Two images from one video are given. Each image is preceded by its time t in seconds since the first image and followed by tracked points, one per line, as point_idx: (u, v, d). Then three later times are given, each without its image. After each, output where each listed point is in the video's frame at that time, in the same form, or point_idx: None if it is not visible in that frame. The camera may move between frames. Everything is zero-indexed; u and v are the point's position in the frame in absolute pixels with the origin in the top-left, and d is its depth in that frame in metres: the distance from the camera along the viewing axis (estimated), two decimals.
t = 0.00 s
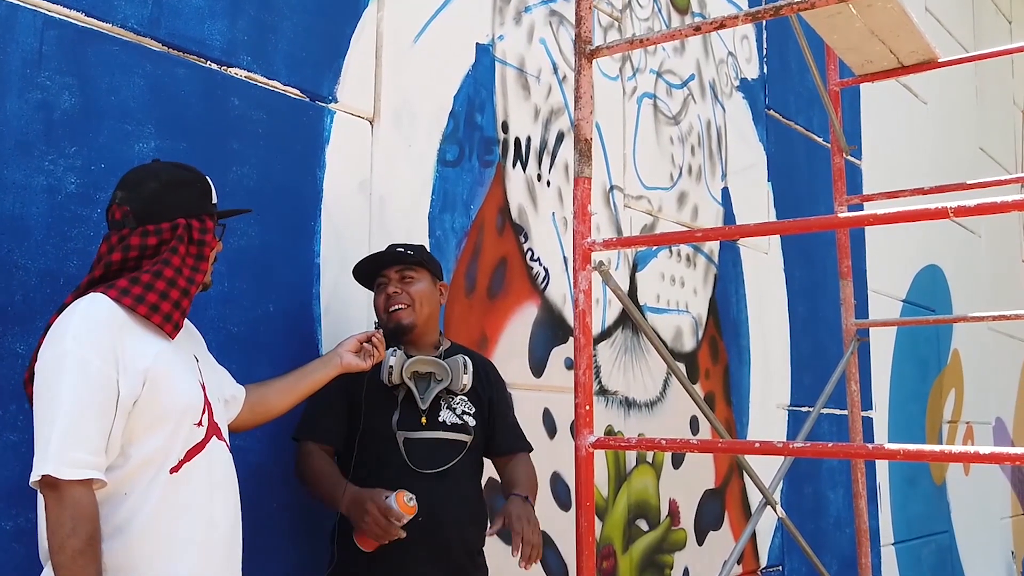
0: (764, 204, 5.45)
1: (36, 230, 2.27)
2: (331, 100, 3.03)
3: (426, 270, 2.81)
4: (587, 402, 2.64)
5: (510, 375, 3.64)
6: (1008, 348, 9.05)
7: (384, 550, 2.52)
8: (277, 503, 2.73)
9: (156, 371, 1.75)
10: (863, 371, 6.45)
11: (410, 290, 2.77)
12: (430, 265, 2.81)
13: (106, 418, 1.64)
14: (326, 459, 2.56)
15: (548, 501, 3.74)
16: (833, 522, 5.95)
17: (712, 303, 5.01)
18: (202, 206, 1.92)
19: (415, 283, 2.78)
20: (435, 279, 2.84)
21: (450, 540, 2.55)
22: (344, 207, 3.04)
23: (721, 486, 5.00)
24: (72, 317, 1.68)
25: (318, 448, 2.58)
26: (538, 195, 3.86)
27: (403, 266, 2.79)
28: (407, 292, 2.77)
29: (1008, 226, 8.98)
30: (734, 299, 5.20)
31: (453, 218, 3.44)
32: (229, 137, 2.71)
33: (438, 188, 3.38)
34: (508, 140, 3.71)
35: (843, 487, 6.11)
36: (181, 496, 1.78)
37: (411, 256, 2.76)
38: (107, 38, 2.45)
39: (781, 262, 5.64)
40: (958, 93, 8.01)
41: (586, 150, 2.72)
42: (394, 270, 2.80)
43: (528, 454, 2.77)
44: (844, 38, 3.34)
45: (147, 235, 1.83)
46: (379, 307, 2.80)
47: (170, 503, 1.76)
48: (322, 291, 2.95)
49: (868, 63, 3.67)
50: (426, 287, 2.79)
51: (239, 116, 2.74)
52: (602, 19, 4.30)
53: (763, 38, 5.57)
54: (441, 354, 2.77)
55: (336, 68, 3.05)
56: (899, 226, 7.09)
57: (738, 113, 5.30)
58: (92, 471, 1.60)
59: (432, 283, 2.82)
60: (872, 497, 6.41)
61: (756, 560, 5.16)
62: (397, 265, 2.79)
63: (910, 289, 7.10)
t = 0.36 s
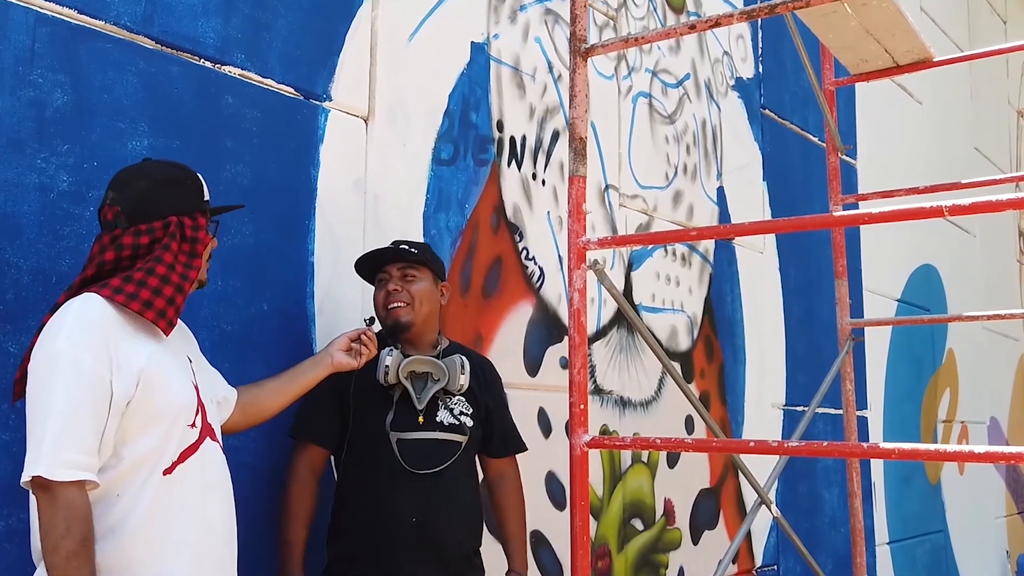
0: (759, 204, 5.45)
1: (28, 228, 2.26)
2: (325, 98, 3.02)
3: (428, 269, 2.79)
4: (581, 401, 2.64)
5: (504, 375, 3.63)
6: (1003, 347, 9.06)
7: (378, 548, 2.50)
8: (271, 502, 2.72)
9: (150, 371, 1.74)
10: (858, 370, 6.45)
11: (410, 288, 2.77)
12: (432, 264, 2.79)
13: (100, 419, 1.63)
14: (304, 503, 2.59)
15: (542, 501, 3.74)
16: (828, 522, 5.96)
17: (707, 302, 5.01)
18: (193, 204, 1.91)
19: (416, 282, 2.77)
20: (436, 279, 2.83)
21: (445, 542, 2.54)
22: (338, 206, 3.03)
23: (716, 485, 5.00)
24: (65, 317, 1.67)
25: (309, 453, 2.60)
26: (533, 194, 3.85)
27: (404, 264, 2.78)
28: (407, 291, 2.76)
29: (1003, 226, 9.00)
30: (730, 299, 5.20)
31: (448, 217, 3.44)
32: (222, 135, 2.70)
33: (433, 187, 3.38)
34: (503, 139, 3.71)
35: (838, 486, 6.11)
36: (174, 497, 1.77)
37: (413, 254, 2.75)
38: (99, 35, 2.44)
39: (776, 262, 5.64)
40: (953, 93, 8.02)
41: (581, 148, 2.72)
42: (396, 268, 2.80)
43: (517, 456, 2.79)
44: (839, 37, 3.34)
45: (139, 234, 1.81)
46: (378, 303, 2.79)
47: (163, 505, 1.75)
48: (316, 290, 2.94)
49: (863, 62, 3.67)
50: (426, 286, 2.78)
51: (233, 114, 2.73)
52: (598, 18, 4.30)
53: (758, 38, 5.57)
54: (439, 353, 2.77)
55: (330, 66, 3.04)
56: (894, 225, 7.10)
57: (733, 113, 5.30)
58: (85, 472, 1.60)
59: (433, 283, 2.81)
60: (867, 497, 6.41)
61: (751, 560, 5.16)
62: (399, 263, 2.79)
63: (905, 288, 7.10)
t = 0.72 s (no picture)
0: (754, 203, 5.45)
1: (20, 225, 2.25)
2: (319, 96, 3.01)
3: (424, 270, 2.79)
4: (576, 399, 2.64)
5: (499, 373, 3.62)
6: (997, 346, 9.08)
7: (373, 548, 2.50)
8: (265, 501, 2.71)
9: (142, 370, 1.73)
10: (852, 369, 6.46)
11: (405, 288, 2.76)
12: (429, 265, 2.79)
13: (91, 419, 1.62)
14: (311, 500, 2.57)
15: (537, 500, 3.73)
16: (823, 521, 5.96)
17: (702, 301, 5.01)
18: (194, 205, 1.91)
19: (412, 282, 2.77)
20: (432, 280, 2.82)
21: (440, 541, 2.54)
22: (332, 204, 3.02)
23: (711, 484, 5.00)
24: (56, 316, 1.66)
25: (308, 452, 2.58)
26: (528, 192, 3.85)
27: (401, 264, 2.78)
28: (402, 291, 2.75)
29: (997, 225, 9.02)
30: (725, 298, 5.20)
31: (443, 215, 3.43)
32: (216, 132, 2.69)
33: (427, 185, 3.37)
34: (497, 137, 3.70)
35: (832, 485, 6.11)
36: (170, 497, 1.76)
37: (410, 253, 2.75)
38: (92, 32, 2.43)
39: (771, 261, 5.64)
40: (948, 92, 8.03)
41: (576, 146, 2.71)
42: (393, 267, 2.79)
43: (516, 454, 2.75)
44: (834, 36, 3.33)
45: (137, 234, 1.81)
46: (373, 302, 2.78)
47: (158, 504, 1.74)
48: (310, 288, 2.93)
49: (858, 61, 3.67)
50: (421, 286, 2.77)
51: (226, 112, 2.72)
52: (593, 16, 4.29)
53: (753, 37, 5.56)
54: (433, 352, 2.76)
55: (325, 64, 3.03)
56: (889, 224, 7.10)
57: (728, 111, 5.30)
58: (77, 473, 1.59)
59: (428, 284, 2.81)
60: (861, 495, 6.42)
61: (746, 559, 5.16)
62: (396, 262, 2.79)
63: (899, 287, 7.11)
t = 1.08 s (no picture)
0: (747, 204, 5.45)
1: (11, 226, 2.24)
2: (312, 96, 3.00)
3: (417, 270, 2.79)
4: (568, 400, 2.63)
5: (493, 373, 3.62)
6: (990, 347, 9.11)
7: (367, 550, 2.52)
8: (258, 502, 2.71)
9: (140, 374, 1.73)
10: (845, 370, 6.47)
11: (399, 289, 2.76)
12: (422, 266, 2.79)
13: (89, 424, 1.61)
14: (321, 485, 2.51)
15: (531, 500, 3.73)
16: (816, 521, 5.97)
17: (696, 302, 5.02)
18: (183, 203, 1.90)
19: (405, 283, 2.77)
20: (426, 279, 2.82)
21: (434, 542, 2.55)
22: (325, 204, 3.02)
23: (704, 484, 5.00)
24: (54, 320, 1.65)
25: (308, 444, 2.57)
26: (522, 192, 3.85)
27: (394, 264, 2.77)
28: (396, 291, 2.75)
29: (990, 225, 9.05)
30: (718, 298, 5.20)
31: (436, 216, 3.43)
32: (209, 133, 2.68)
33: (421, 185, 3.37)
34: (491, 138, 3.70)
35: (825, 486, 6.13)
36: (164, 501, 1.76)
37: (403, 254, 2.74)
38: (85, 32, 2.42)
39: (765, 262, 5.65)
40: (941, 93, 8.05)
41: (569, 147, 2.71)
42: (386, 267, 2.78)
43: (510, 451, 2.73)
44: (827, 37, 3.34)
45: (132, 238, 1.80)
46: (366, 303, 2.78)
47: (152, 508, 1.74)
48: (303, 288, 2.93)
49: (851, 62, 3.67)
50: (415, 287, 2.77)
51: (219, 112, 2.72)
52: (586, 17, 4.29)
53: (747, 38, 5.57)
54: (425, 352, 2.76)
55: (318, 64, 3.03)
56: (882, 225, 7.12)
57: (722, 112, 5.30)
58: (74, 478, 1.58)
59: (422, 284, 2.81)
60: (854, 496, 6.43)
61: (739, 559, 5.17)
62: (389, 262, 2.78)
63: (892, 288, 7.12)
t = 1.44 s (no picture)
0: (743, 204, 5.46)
1: (6, 225, 2.24)
2: (308, 96, 3.00)
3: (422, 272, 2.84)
4: (564, 401, 2.65)
5: (488, 374, 3.62)
6: (984, 347, 9.13)
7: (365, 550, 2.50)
8: (254, 503, 2.71)
9: (138, 375, 1.73)
10: (840, 371, 6.48)
11: (413, 290, 2.78)
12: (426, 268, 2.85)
13: (87, 424, 1.61)
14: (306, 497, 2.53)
15: (526, 501, 3.73)
16: (811, 521, 5.98)
17: (691, 302, 5.02)
18: (186, 207, 1.91)
19: (417, 284, 2.80)
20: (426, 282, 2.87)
21: (434, 542, 2.54)
22: (320, 205, 3.02)
23: (699, 485, 5.01)
24: (52, 320, 1.65)
25: (297, 451, 2.57)
26: (517, 193, 3.85)
27: (408, 264, 2.79)
28: (412, 291, 2.77)
29: (985, 226, 9.07)
30: (713, 299, 5.21)
31: (432, 216, 3.43)
32: (205, 133, 2.68)
33: (417, 186, 3.37)
34: (487, 138, 3.70)
35: (820, 486, 6.14)
36: (163, 502, 1.76)
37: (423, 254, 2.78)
38: (80, 32, 2.42)
39: (760, 262, 5.65)
40: (936, 95, 8.07)
41: (564, 147, 2.72)
42: (397, 267, 2.79)
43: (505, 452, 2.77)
44: (822, 38, 3.35)
45: (130, 237, 1.81)
46: (377, 302, 2.75)
47: (151, 508, 1.74)
48: (298, 289, 2.93)
49: (846, 63, 3.68)
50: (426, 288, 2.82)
51: (215, 112, 2.72)
52: (582, 17, 4.30)
53: (742, 38, 5.58)
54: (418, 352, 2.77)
55: (314, 64, 3.03)
56: (877, 226, 7.13)
57: (717, 113, 5.31)
58: (73, 479, 1.58)
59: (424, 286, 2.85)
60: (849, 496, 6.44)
61: (734, 560, 5.17)
62: (403, 262, 2.79)
63: (887, 289, 7.14)
